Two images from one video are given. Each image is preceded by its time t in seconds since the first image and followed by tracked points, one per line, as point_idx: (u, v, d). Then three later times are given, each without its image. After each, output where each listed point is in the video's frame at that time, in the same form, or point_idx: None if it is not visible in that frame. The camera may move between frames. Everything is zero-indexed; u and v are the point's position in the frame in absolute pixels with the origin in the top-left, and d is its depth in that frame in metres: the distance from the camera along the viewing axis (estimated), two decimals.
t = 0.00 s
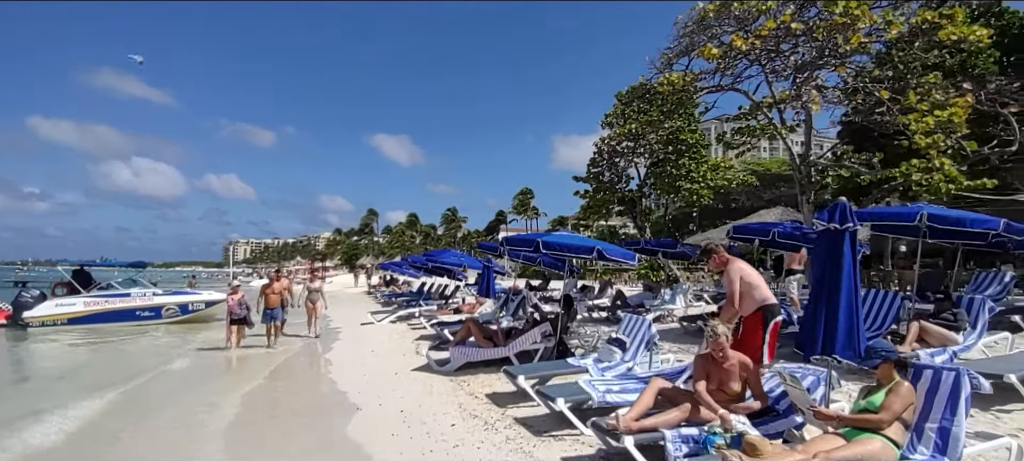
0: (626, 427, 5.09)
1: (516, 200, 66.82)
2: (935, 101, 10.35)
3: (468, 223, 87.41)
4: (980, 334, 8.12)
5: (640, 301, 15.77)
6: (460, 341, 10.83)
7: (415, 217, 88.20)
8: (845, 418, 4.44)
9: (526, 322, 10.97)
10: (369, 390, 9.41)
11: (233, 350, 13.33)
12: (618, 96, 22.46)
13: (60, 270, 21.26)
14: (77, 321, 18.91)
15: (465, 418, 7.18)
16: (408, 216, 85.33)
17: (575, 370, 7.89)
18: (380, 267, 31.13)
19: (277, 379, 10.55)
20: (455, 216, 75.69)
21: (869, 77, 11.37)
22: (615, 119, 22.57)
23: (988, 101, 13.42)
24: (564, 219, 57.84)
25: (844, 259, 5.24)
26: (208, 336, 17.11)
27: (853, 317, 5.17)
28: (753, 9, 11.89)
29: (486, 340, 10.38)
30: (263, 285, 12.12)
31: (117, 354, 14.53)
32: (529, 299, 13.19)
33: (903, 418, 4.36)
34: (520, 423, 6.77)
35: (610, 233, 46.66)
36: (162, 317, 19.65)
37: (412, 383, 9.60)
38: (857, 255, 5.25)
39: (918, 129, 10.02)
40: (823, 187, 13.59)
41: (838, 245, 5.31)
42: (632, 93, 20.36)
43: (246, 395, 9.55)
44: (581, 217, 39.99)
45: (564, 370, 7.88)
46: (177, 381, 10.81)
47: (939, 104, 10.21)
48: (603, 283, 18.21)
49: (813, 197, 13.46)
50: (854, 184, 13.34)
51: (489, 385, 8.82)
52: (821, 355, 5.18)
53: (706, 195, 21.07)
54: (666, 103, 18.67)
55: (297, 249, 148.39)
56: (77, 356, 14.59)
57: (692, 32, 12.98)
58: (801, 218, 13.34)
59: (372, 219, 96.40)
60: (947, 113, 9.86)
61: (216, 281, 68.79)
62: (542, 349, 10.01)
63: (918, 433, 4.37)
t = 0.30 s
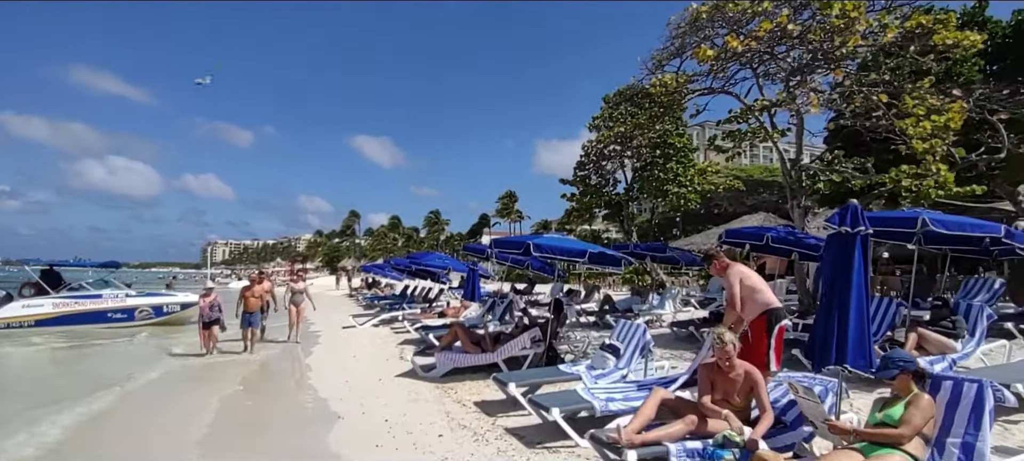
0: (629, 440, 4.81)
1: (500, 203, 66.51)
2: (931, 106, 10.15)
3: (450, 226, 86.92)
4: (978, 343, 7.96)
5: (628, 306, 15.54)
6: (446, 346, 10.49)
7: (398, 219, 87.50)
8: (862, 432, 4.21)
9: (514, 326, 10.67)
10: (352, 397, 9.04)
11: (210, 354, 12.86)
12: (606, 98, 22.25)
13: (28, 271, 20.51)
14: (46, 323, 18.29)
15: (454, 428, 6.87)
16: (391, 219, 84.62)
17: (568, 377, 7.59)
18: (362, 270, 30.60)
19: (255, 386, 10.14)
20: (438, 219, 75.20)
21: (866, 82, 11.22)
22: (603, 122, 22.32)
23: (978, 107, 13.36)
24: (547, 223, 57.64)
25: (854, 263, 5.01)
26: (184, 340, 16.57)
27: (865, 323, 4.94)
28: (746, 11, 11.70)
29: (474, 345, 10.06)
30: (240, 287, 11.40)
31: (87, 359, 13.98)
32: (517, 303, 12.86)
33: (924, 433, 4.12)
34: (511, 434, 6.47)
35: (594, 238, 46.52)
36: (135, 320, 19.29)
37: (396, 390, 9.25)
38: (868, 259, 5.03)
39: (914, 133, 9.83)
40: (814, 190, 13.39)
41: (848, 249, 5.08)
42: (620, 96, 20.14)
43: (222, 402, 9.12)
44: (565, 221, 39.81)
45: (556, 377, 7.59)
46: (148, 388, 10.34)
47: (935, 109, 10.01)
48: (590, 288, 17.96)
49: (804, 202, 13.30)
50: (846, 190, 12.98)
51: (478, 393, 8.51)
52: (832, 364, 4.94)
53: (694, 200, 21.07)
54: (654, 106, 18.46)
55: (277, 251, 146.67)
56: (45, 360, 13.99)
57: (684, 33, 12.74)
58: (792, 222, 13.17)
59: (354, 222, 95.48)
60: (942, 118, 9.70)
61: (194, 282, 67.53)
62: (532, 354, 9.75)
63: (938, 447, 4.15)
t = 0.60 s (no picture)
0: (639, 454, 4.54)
1: (487, 206, 66.14)
2: (930, 100, 9.94)
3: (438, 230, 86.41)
4: (986, 340, 7.71)
5: (622, 308, 15.26)
6: (438, 354, 10.13)
7: (384, 224, 86.83)
8: (891, 443, 3.93)
9: (508, 332, 10.34)
10: (340, 409, 8.65)
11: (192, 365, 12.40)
12: (594, 98, 21.97)
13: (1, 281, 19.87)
14: (21, 336, 17.81)
15: (449, 441, 6.53)
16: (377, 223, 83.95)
17: (567, 385, 7.27)
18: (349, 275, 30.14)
19: (239, 399, 9.73)
20: (425, 223, 74.69)
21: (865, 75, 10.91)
22: (591, 123, 22.04)
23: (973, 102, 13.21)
24: (536, 225, 57.40)
25: (872, 260, 4.66)
26: (165, 351, 16.07)
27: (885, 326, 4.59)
28: (740, 5, 11.46)
29: (467, 352, 9.71)
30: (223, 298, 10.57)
31: (62, 373, 13.47)
32: (510, 308, 12.52)
33: (957, 443, 3.84)
34: (511, 447, 6.15)
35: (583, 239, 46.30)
36: (113, 330, 19.18)
37: (387, 400, 8.89)
38: (886, 256, 4.68)
39: (916, 128, 9.57)
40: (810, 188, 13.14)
41: (866, 245, 4.72)
42: (609, 96, 19.86)
43: (202, 417, 8.70)
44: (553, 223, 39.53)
45: (555, 385, 7.28)
46: (124, 403, 9.89)
47: (934, 103, 9.78)
48: (582, 290, 17.67)
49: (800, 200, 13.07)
50: (842, 187, 12.70)
51: (472, 402, 8.19)
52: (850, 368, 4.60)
53: (685, 199, 20.84)
54: (644, 105, 18.19)
55: (262, 257, 145.27)
56: (18, 374, 13.45)
57: (676, 29, 12.47)
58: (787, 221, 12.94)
59: (340, 226, 94.67)
60: (943, 111, 9.46)
61: (177, 290, 66.53)
62: (527, 361, 9.42)
63: (973, 458, 3.87)
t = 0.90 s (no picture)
0: None
1: (477, 207, 65.79)
2: (933, 87, 9.72)
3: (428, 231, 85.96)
4: (999, 333, 7.47)
5: (618, 307, 14.97)
6: (431, 357, 9.79)
7: (374, 226, 86.19)
8: (925, 446, 3.66)
9: (503, 333, 10.06)
10: (331, 417, 8.31)
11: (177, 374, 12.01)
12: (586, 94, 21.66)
13: None
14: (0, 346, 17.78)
15: (446, 449, 6.22)
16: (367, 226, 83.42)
17: (567, 388, 6.95)
18: (340, 278, 29.68)
19: (225, 407, 9.36)
20: (415, 225, 74.23)
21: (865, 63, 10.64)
22: (583, 120, 21.74)
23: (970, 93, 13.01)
24: (527, 225, 57.12)
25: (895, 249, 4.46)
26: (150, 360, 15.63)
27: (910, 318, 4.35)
28: None
29: (461, 354, 9.37)
30: (207, 303, 10.02)
31: (40, 385, 12.98)
32: (504, 308, 12.19)
33: (996, 444, 3.58)
34: (510, 454, 5.84)
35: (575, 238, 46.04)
36: (97, 339, 18.81)
37: (379, 407, 8.55)
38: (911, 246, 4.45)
39: (920, 116, 9.34)
40: (808, 180, 12.79)
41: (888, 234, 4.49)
42: (601, 92, 19.55)
43: (186, 430, 8.32)
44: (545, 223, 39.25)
45: (555, 388, 6.97)
46: (104, 415, 9.47)
47: (937, 89, 9.56)
48: (577, 289, 17.37)
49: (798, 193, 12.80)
50: (840, 179, 12.37)
51: (469, 407, 7.89)
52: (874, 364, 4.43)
53: (679, 195, 20.58)
54: (637, 100, 17.90)
55: (252, 262, 144.23)
56: None
57: (671, 19, 12.17)
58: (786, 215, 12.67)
59: (329, 230, 93.96)
60: (947, 97, 9.20)
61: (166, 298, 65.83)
62: (524, 362, 9.15)
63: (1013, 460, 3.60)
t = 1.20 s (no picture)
0: None
1: (469, 209, 65.44)
2: (939, 86, 9.54)
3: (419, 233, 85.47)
4: (1012, 340, 7.29)
5: (614, 311, 14.67)
6: (424, 364, 9.43)
7: (364, 229, 85.58)
8: None
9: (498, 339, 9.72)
10: (319, 430, 7.93)
11: (158, 382, 11.59)
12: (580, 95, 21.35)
13: None
14: None
15: None
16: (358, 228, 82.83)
17: (568, 399, 6.61)
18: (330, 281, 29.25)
19: (207, 419, 8.96)
20: (406, 227, 73.73)
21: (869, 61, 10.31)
22: (576, 121, 21.42)
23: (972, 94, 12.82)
24: (518, 227, 56.81)
25: (925, 254, 4.04)
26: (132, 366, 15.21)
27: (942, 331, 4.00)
28: None
29: (455, 362, 9.01)
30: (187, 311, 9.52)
31: (15, 394, 12.47)
32: (498, 313, 11.84)
33: None
34: None
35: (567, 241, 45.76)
36: (77, 344, 18.88)
37: (370, 418, 8.19)
38: (942, 252, 4.06)
39: (928, 115, 9.27)
40: (808, 181, 12.48)
41: (916, 238, 4.10)
42: (595, 93, 19.24)
43: (164, 443, 7.92)
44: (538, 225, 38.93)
45: (555, 398, 6.64)
46: (78, 426, 9.02)
47: (945, 89, 9.38)
48: (571, 292, 17.07)
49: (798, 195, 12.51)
50: (841, 180, 12.05)
51: (464, 419, 7.55)
52: (902, 379, 4.02)
53: (674, 197, 20.33)
54: (632, 101, 17.60)
55: (241, 264, 143.04)
56: None
57: (668, 17, 11.86)
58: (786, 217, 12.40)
59: (319, 232, 93.23)
60: (955, 97, 8.96)
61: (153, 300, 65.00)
62: (521, 370, 8.82)
63: None
